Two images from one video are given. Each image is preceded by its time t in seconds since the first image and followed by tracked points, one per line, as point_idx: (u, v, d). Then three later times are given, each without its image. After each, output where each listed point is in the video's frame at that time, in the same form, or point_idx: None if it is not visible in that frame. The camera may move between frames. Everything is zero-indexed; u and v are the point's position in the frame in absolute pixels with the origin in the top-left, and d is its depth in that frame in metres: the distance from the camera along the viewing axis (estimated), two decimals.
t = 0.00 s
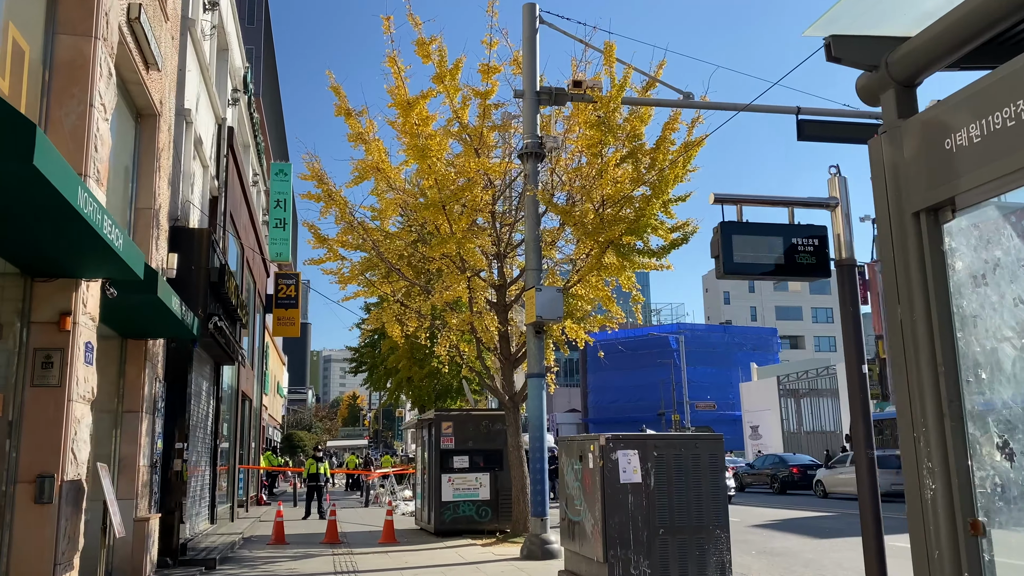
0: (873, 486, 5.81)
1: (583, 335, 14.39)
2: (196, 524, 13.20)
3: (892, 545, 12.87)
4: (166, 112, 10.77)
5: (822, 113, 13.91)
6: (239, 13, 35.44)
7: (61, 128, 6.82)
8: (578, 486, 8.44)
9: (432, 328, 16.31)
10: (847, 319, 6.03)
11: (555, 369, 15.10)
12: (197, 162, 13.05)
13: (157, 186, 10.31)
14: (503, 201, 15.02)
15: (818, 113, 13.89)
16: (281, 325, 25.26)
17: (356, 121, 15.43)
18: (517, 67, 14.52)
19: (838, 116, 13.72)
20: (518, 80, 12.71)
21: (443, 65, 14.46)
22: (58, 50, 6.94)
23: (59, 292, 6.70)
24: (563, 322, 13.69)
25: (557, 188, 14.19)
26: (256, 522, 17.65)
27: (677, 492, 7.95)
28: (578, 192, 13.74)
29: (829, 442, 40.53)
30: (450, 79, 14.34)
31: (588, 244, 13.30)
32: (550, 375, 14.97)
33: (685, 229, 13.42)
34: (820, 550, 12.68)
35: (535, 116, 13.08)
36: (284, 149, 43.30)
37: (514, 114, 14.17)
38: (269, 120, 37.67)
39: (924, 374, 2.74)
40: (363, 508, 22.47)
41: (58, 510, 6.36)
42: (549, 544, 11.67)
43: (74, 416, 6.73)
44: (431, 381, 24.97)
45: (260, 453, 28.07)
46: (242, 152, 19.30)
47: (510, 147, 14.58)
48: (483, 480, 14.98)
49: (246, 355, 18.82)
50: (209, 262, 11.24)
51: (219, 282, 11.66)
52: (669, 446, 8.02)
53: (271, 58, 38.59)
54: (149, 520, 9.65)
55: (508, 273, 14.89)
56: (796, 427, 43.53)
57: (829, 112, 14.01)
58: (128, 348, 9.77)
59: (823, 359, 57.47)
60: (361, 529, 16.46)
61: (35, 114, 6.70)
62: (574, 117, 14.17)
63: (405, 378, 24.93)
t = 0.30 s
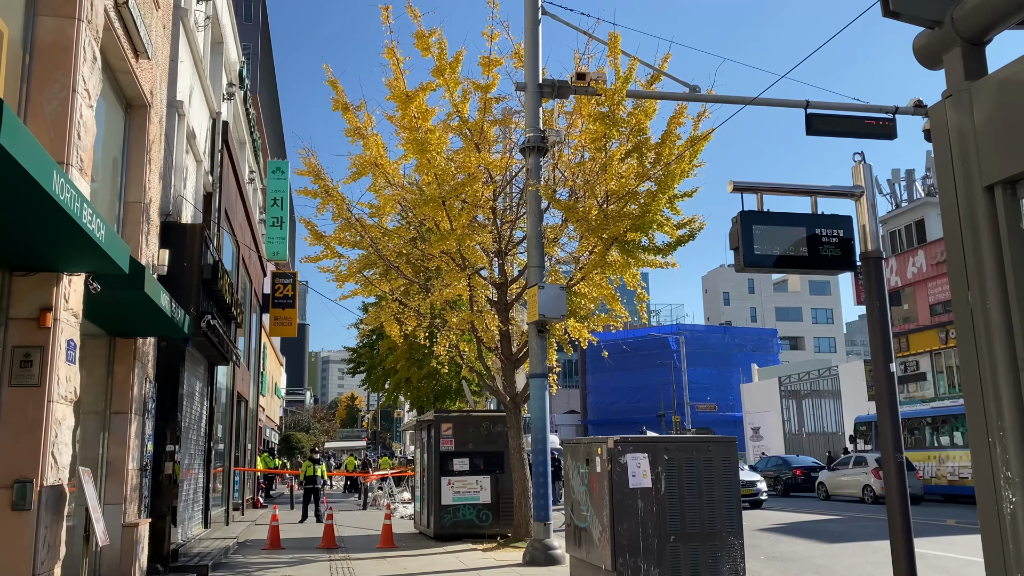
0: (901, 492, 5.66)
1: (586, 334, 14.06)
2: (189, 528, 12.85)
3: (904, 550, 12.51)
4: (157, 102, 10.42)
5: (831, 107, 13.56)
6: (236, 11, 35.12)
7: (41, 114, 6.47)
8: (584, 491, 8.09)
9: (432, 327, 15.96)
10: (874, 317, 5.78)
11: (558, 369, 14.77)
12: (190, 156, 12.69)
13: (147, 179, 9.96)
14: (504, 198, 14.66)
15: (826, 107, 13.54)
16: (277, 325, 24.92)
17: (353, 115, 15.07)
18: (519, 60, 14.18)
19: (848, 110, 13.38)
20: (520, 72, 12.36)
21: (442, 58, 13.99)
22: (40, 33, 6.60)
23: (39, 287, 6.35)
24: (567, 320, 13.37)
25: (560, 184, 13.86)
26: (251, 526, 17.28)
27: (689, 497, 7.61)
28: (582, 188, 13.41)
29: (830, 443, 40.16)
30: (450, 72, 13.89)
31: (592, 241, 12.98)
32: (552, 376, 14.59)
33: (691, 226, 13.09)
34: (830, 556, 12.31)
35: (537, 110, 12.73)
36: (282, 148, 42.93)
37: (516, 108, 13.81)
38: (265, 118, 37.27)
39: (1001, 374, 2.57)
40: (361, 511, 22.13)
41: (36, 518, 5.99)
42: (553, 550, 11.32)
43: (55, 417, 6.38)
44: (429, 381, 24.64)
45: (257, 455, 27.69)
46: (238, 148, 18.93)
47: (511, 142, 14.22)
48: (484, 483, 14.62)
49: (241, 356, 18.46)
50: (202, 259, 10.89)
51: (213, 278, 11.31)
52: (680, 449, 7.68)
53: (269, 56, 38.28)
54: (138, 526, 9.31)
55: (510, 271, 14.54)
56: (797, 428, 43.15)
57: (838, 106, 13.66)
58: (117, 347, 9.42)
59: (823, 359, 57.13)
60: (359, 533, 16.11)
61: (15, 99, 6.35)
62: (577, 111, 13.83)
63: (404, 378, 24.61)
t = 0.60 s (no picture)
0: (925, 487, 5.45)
1: (586, 331, 13.72)
2: (177, 531, 12.47)
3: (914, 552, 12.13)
4: (142, 89, 10.05)
5: (837, 98, 13.21)
6: (231, 6, 34.71)
7: (11, 94, 6.10)
8: (585, 492, 7.73)
9: (428, 324, 15.59)
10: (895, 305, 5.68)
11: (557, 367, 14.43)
12: (178, 148, 12.32)
13: (131, 169, 9.59)
14: (502, 192, 14.31)
15: (832, 97, 13.19)
16: (271, 324, 24.55)
17: (347, 107, 14.70)
18: (517, 50, 13.80)
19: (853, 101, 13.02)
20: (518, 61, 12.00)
21: (438, 49, 13.61)
22: (10, 9, 6.23)
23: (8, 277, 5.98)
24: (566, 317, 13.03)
25: (559, 178, 13.51)
26: (243, 529, 16.88)
27: (695, 499, 7.25)
28: (582, 181, 13.07)
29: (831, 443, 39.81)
30: (446, 63, 13.50)
31: (592, 235, 12.63)
32: (551, 374, 14.22)
33: (694, 220, 12.74)
34: (837, 558, 11.93)
35: (536, 100, 12.37)
36: (278, 146, 42.53)
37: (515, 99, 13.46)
38: (261, 115, 36.85)
39: None
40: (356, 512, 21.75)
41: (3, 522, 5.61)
42: (552, 553, 10.95)
43: (23, 414, 6.00)
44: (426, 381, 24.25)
45: (251, 455, 27.30)
46: (230, 142, 18.54)
47: (509, 135, 13.87)
48: (481, 484, 14.26)
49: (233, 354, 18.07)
50: (189, 252, 10.53)
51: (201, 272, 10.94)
52: (685, 448, 7.33)
53: (264, 53, 37.87)
54: (120, 529, 8.95)
55: (507, 267, 14.18)
56: (797, 428, 42.81)
57: (843, 96, 13.32)
58: (98, 344, 9.05)
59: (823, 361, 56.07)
60: (353, 535, 15.73)
61: None
62: (577, 102, 13.47)
63: (400, 378, 24.23)
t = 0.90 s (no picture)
0: (956, 498, 5.26)
1: (586, 328, 13.40)
2: (166, 535, 12.12)
3: (922, 555, 11.78)
4: (127, 77, 9.68)
5: (843, 90, 12.88)
6: (226, 3, 34.29)
7: None
8: (587, 496, 7.38)
9: (425, 322, 15.24)
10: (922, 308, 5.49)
11: (557, 366, 14.07)
12: (166, 140, 11.95)
13: (114, 160, 9.24)
14: (499, 188, 13.94)
15: (837, 90, 12.88)
16: (266, 323, 24.21)
17: (341, 100, 14.36)
18: (515, 40, 13.46)
19: (860, 93, 12.70)
20: (517, 50, 11.64)
21: (434, 40, 13.24)
22: None
23: None
24: (566, 314, 12.68)
25: (558, 172, 13.17)
26: (235, 532, 16.52)
27: (702, 503, 6.91)
28: (583, 175, 12.72)
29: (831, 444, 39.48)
30: (442, 54, 13.13)
31: (592, 230, 12.29)
32: (551, 373, 13.90)
33: (697, 214, 12.40)
34: (845, 562, 11.57)
35: (535, 92, 12.01)
36: (274, 144, 42.12)
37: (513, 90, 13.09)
38: (256, 113, 36.46)
39: None
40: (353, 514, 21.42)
41: None
42: (550, 557, 10.60)
43: None
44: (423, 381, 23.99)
45: (245, 457, 26.93)
46: (222, 138, 18.16)
47: (507, 129, 13.53)
48: (478, 486, 13.91)
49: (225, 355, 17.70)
50: (176, 247, 10.17)
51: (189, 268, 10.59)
52: (692, 450, 6.99)
53: (260, 50, 37.48)
54: (102, 533, 8.60)
55: (506, 264, 13.84)
56: (796, 429, 42.51)
57: (849, 89, 13.00)
58: (79, 341, 8.69)
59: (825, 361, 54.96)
60: (348, 538, 15.38)
61: None
62: (578, 93, 13.17)
63: (397, 378, 23.88)
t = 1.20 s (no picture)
0: (994, 495, 5.32)
1: (587, 326, 13.04)
2: (154, 538, 11.75)
3: (933, 559, 11.42)
4: (111, 63, 9.31)
5: (850, 81, 12.52)
6: None
7: None
8: (591, 499, 7.02)
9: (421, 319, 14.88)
10: (958, 305, 5.55)
11: (557, 365, 13.71)
12: (154, 130, 11.58)
13: (97, 148, 8.87)
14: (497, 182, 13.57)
15: (844, 80, 12.52)
16: (260, 322, 23.82)
17: (335, 91, 13.99)
18: (514, 30, 13.10)
19: (867, 84, 12.34)
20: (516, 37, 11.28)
21: (431, 28, 12.87)
22: None
23: None
24: (567, 310, 12.31)
25: (559, 165, 12.80)
26: (227, 534, 16.14)
27: (713, 505, 6.55)
28: (584, 167, 12.37)
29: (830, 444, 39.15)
30: (439, 43, 12.77)
31: (594, 224, 11.95)
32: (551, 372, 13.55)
33: (701, 208, 12.07)
34: (853, 565, 11.20)
35: (534, 82, 11.65)
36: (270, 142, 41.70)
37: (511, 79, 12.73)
38: (250, 109, 36.00)
39: None
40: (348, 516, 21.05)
41: None
42: (550, 560, 10.23)
43: None
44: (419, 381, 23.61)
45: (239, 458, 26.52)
46: (214, 132, 17.78)
47: (506, 121, 13.17)
48: (476, 488, 13.55)
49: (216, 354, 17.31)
50: (164, 239, 9.80)
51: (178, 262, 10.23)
52: (702, 450, 6.64)
53: (255, 46, 37.03)
54: (83, 537, 8.23)
55: (505, 260, 13.48)
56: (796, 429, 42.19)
57: (856, 79, 12.64)
58: (61, 336, 8.32)
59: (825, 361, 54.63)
60: (342, 541, 15.00)
61: None
62: (578, 83, 12.84)
63: (393, 378, 23.50)
